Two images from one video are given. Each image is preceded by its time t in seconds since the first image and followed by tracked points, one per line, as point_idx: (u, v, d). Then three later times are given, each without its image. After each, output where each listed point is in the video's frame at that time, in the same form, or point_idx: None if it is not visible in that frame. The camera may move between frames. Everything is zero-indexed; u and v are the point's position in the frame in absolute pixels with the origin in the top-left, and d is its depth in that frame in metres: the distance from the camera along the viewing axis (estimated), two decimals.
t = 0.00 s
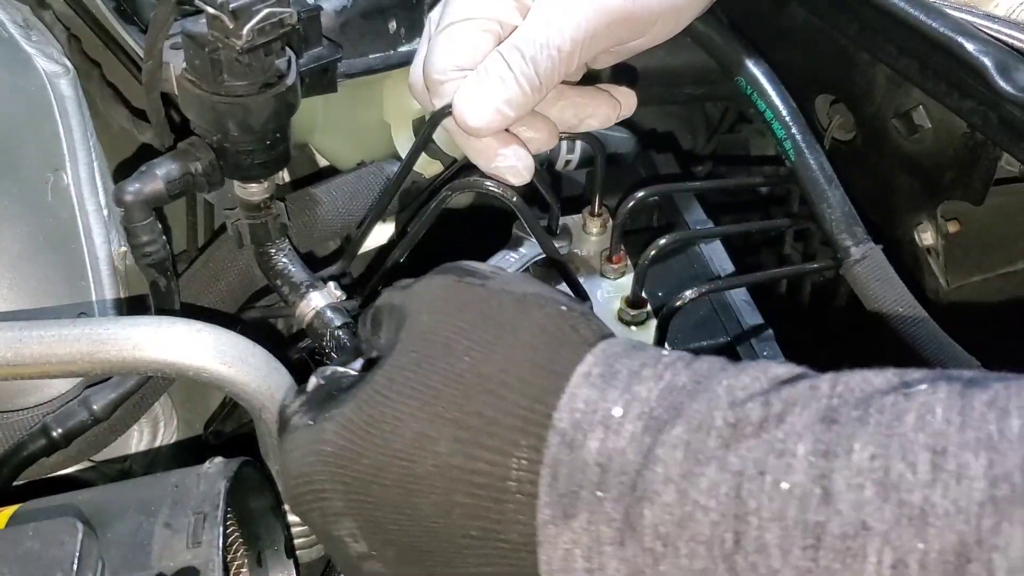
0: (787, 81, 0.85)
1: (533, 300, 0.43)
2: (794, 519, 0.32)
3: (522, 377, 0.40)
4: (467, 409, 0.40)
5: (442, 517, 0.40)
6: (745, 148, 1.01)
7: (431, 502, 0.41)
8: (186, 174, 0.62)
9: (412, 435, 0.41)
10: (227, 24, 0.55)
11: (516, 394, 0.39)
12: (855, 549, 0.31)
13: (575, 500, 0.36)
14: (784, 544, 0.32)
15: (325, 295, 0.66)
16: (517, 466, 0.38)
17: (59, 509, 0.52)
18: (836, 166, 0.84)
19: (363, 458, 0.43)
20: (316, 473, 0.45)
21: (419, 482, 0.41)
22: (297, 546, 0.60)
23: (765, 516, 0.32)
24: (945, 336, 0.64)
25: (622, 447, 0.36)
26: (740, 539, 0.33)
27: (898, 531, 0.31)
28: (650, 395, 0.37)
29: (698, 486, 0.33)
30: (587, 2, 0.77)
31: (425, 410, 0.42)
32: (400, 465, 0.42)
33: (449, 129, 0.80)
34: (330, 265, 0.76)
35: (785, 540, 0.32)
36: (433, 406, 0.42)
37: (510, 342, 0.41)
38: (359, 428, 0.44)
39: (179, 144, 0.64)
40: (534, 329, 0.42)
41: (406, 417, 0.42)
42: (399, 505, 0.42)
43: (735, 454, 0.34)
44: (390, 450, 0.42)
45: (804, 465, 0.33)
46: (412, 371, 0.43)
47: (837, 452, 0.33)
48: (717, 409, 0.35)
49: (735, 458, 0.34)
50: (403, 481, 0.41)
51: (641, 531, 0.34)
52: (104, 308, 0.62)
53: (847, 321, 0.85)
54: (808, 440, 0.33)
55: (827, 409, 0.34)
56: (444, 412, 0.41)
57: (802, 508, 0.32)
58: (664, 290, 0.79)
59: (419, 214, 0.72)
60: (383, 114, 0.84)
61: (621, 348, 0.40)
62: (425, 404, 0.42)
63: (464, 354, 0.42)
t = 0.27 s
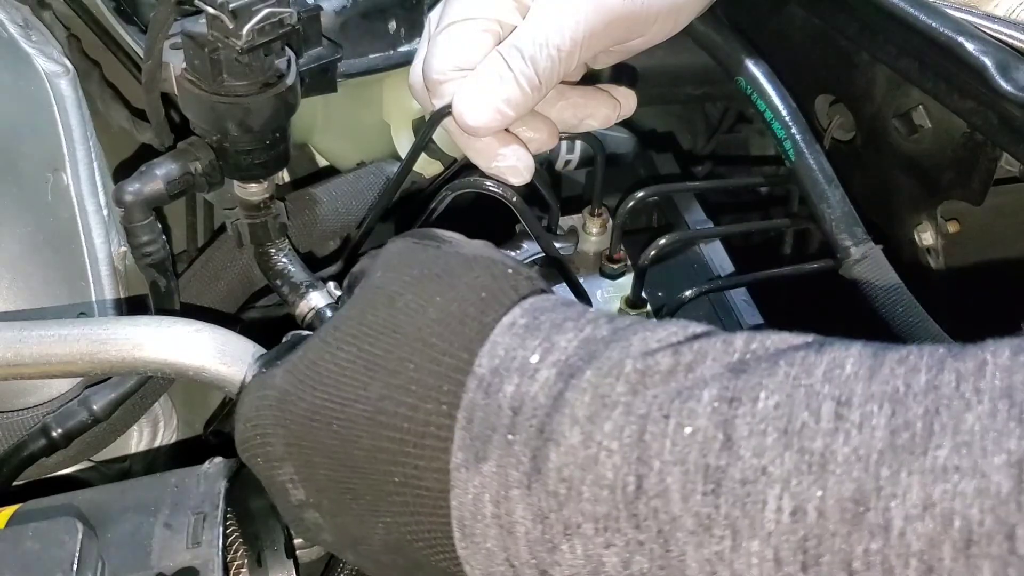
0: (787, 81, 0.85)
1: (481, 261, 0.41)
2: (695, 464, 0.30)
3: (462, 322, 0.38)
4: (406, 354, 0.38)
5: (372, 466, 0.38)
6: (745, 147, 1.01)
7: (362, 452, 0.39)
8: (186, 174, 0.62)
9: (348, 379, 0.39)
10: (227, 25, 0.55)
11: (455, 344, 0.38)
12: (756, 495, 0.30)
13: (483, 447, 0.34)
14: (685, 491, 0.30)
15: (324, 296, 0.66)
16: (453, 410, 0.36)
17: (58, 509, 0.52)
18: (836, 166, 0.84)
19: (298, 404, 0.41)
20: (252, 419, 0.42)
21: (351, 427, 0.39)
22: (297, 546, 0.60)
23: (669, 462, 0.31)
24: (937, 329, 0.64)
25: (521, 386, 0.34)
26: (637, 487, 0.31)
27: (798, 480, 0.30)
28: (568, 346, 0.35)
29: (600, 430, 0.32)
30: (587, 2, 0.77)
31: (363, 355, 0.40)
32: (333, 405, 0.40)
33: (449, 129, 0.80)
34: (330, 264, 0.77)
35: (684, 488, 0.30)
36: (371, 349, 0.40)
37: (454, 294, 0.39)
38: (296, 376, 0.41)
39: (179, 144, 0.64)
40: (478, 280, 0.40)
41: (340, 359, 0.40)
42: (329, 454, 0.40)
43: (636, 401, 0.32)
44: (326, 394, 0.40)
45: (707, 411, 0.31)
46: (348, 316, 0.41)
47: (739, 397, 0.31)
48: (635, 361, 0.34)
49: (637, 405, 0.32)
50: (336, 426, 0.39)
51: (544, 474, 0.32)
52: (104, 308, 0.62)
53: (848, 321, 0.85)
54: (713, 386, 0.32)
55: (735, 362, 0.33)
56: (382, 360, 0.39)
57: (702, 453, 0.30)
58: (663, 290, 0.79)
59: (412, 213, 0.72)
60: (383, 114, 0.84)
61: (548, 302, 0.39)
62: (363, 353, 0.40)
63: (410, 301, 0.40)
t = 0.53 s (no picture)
0: (788, 81, 0.85)
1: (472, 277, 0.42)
2: (701, 475, 0.32)
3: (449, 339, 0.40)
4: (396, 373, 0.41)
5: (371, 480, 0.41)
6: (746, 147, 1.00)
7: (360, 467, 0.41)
8: (185, 174, 0.62)
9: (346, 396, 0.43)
10: (226, 24, 0.54)
11: (444, 358, 0.39)
12: (762, 506, 0.31)
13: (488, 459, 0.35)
14: (691, 502, 0.32)
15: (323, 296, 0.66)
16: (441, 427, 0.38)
17: (56, 509, 0.52)
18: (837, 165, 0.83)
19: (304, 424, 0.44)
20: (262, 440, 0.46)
21: (349, 443, 0.42)
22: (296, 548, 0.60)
23: (673, 471, 0.32)
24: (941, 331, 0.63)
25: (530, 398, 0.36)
26: (643, 500, 0.32)
27: (804, 492, 0.31)
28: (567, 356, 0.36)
29: (606, 442, 0.33)
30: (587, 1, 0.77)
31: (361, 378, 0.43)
32: (331, 427, 0.43)
33: (448, 128, 0.80)
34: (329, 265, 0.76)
35: (691, 501, 0.32)
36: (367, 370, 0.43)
37: (441, 312, 0.41)
38: (301, 397, 0.45)
39: (177, 143, 0.64)
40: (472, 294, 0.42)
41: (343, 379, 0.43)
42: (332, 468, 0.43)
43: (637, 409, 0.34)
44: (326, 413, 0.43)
45: (712, 422, 0.32)
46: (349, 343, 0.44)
47: (743, 408, 0.33)
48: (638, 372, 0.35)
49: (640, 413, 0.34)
50: (336, 442, 0.42)
51: (551, 487, 0.33)
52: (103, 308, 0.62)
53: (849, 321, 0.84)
54: (717, 397, 0.33)
55: (739, 373, 0.35)
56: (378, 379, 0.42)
57: (707, 463, 0.32)
58: (662, 291, 0.79)
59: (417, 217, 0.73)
60: (382, 113, 0.84)
61: (548, 314, 0.40)
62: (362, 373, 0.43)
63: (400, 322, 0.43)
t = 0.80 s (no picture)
0: (787, 81, 0.85)
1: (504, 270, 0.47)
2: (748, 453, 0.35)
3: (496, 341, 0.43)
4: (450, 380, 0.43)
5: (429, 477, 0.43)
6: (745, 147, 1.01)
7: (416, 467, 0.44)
8: (185, 174, 0.62)
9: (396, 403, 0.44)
10: (225, 24, 0.54)
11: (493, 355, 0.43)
12: (809, 482, 0.34)
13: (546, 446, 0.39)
14: (743, 478, 0.35)
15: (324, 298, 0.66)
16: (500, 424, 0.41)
17: (56, 509, 0.52)
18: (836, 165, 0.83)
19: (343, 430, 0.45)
20: (298, 450, 0.46)
21: (407, 445, 0.44)
22: (296, 548, 0.60)
23: (724, 450, 0.36)
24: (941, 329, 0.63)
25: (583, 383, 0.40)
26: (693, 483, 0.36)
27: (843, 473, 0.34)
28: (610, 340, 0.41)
29: (659, 422, 0.37)
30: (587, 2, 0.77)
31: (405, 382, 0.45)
32: (383, 438, 0.44)
33: (448, 128, 0.80)
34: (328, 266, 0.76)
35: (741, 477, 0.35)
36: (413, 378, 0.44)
37: (476, 310, 0.45)
38: (336, 408, 0.46)
39: (177, 143, 0.64)
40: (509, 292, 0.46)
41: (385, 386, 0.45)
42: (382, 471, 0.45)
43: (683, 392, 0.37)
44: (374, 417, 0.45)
45: (760, 403, 0.36)
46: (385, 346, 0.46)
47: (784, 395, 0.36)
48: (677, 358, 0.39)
49: (688, 396, 0.37)
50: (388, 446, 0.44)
51: (610, 468, 0.38)
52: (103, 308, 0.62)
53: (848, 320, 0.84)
54: (761, 378, 0.37)
55: (779, 352, 0.38)
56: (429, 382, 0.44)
57: (756, 445, 0.35)
58: (662, 291, 0.79)
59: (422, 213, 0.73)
60: (382, 113, 0.84)
61: (582, 301, 0.44)
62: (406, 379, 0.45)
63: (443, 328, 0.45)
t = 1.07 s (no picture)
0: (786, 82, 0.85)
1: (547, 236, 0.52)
2: (791, 369, 0.37)
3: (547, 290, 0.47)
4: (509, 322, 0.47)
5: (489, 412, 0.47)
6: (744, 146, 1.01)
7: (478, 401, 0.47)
8: (185, 174, 0.62)
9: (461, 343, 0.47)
10: (226, 24, 0.55)
11: (562, 301, 0.46)
12: (845, 399, 0.36)
13: (605, 368, 0.40)
14: (783, 395, 0.36)
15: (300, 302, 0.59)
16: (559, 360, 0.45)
17: (57, 509, 0.52)
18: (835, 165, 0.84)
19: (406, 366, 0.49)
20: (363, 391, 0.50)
21: (470, 378, 0.47)
22: (297, 547, 0.60)
23: (768, 373, 0.37)
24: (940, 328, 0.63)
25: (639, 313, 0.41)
26: (739, 407, 0.37)
27: (881, 393, 0.35)
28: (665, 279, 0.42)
29: (712, 341, 0.38)
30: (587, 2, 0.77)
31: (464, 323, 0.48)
32: (449, 378, 0.47)
33: (448, 129, 0.80)
34: (329, 265, 0.77)
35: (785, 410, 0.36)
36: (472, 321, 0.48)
37: (545, 262, 0.49)
38: (399, 348, 0.49)
39: (178, 144, 0.64)
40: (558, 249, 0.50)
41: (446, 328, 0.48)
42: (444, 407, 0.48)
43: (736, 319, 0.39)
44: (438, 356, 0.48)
45: (804, 331, 0.37)
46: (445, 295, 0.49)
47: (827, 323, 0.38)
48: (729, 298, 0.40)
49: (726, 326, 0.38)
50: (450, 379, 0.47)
51: (665, 384, 0.38)
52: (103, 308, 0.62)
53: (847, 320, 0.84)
54: (808, 311, 0.38)
55: (827, 292, 0.39)
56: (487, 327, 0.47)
57: (797, 365, 0.37)
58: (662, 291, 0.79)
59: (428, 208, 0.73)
60: (382, 113, 0.84)
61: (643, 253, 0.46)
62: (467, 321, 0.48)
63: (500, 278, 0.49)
